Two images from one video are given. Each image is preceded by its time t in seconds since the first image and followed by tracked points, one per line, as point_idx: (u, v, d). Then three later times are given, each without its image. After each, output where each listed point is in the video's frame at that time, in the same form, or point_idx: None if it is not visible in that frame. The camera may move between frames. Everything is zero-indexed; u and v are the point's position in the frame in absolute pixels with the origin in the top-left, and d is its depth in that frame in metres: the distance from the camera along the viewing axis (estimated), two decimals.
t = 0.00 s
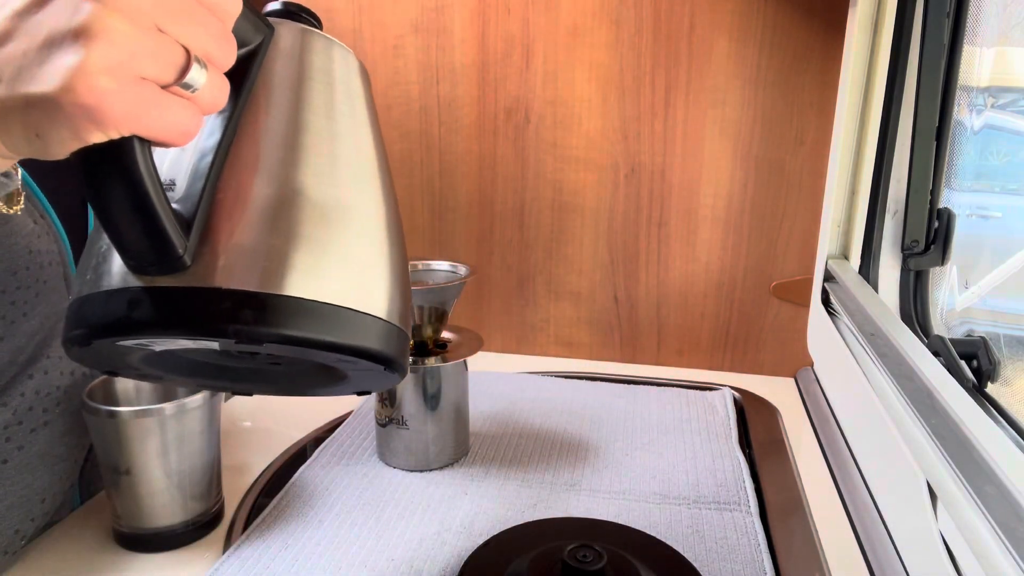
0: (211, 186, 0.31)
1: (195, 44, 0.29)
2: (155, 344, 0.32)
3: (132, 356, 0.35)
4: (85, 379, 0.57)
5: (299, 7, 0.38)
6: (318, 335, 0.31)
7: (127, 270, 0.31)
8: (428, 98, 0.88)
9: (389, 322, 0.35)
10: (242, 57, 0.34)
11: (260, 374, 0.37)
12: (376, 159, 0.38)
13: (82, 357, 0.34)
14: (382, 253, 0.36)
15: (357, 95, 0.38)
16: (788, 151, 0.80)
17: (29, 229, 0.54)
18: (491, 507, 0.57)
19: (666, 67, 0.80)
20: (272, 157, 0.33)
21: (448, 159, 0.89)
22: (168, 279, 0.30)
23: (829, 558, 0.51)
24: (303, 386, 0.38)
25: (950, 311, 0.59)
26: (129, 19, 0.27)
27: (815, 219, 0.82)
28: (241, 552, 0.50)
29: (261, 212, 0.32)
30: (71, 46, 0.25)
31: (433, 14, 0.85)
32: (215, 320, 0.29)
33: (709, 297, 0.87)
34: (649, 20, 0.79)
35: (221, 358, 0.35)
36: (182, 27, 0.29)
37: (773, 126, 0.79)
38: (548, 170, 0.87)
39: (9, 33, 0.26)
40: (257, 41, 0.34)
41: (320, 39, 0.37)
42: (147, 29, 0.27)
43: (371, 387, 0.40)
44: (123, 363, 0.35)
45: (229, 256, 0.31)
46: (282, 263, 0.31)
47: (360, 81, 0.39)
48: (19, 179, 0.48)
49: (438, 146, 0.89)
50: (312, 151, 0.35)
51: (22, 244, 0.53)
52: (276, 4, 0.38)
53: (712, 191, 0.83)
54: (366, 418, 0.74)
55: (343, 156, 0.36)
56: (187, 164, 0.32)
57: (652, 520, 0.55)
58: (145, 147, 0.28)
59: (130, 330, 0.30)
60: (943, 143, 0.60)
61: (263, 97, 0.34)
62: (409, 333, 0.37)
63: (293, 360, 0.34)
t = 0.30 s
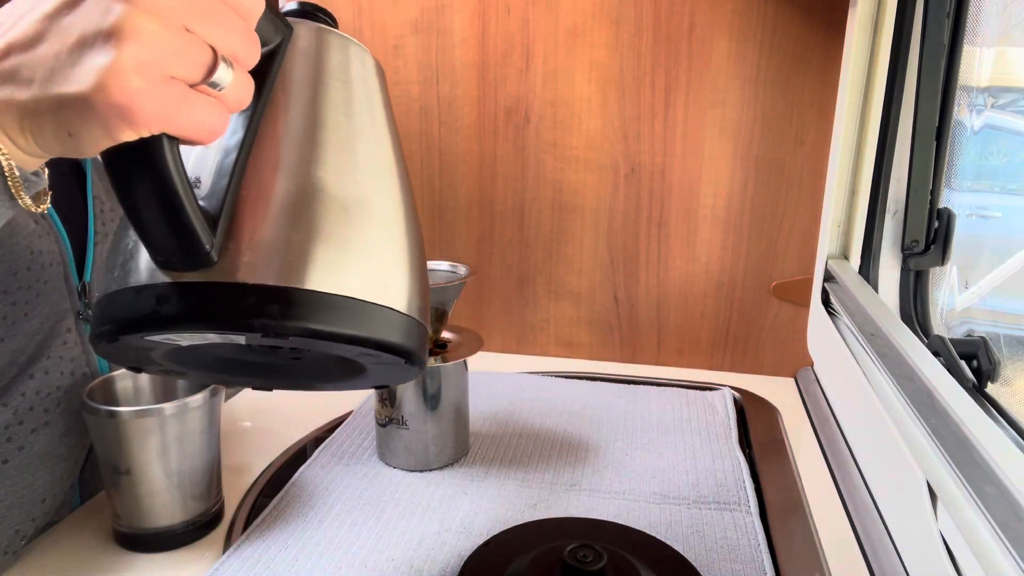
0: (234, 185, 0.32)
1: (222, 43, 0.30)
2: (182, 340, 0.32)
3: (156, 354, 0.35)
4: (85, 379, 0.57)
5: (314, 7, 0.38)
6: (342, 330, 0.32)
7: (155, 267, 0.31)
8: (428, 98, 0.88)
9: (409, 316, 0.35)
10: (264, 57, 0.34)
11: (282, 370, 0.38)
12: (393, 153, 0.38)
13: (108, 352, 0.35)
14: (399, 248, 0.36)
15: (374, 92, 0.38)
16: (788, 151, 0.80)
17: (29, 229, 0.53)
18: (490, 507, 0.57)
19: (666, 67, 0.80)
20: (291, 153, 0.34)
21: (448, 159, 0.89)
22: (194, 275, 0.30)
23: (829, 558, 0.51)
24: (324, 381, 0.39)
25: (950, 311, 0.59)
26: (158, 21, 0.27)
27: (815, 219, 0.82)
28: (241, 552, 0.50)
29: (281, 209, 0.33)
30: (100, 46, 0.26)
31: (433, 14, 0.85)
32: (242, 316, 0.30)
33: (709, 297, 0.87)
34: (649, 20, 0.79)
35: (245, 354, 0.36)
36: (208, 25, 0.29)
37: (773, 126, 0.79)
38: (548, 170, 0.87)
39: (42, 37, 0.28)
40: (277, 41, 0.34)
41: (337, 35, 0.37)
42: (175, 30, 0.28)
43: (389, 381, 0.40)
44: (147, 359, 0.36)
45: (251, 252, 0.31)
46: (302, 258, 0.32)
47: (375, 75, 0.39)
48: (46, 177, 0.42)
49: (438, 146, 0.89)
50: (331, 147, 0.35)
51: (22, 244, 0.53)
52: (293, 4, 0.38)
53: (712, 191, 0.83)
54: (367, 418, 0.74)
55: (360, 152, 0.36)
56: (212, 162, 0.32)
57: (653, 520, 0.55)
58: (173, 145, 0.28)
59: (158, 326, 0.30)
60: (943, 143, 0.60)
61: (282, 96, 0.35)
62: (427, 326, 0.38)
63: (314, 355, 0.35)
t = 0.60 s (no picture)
0: (259, 180, 0.33)
1: (249, 37, 0.31)
2: (208, 332, 0.32)
3: (182, 350, 0.35)
4: (86, 379, 0.57)
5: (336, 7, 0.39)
6: (367, 322, 0.32)
7: (181, 260, 0.32)
8: (428, 98, 0.88)
9: (433, 309, 0.35)
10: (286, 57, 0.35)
11: (304, 364, 0.38)
12: (412, 153, 0.38)
13: (134, 348, 0.35)
14: (420, 243, 0.36)
15: (394, 90, 0.39)
16: (788, 151, 0.80)
17: (27, 229, 0.54)
18: (490, 507, 0.57)
19: (666, 67, 0.80)
20: (313, 147, 0.34)
21: (448, 159, 0.89)
22: (222, 267, 0.31)
23: (829, 558, 0.51)
24: (346, 377, 0.39)
25: (949, 311, 0.59)
26: (188, 14, 0.29)
27: (815, 219, 0.82)
28: (241, 552, 0.50)
29: (305, 202, 0.33)
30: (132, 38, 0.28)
31: (433, 14, 0.85)
32: (269, 307, 0.30)
33: (709, 297, 0.87)
34: (649, 20, 0.79)
35: (268, 349, 0.36)
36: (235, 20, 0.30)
37: (773, 126, 0.79)
38: (548, 170, 0.87)
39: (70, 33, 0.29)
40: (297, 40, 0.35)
41: (357, 35, 0.38)
42: (204, 23, 0.29)
43: (411, 377, 0.40)
44: (171, 356, 0.36)
45: (277, 244, 0.32)
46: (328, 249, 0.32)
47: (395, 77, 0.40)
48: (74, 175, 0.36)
49: (438, 146, 0.89)
50: (352, 142, 0.35)
51: (23, 244, 0.54)
52: (314, 5, 0.39)
53: (712, 191, 0.83)
54: (367, 418, 0.74)
55: (381, 148, 0.36)
56: (237, 156, 0.33)
57: (653, 520, 0.55)
58: (202, 138, 0.30)
59: (185, 318, 0.31)
60: (943, 143, 0.60)
61: (304, 92, 0.35)
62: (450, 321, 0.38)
63: (338, 347, 0.35)
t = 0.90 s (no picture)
0: (264, 181, 0.33)
1: (251, 35, 0.31)
2: (213, 335, 0.33)
3: (188, 354, 0.36)
4: (85, 379, 0.57)
5: (346, 11, 0.39)
6: (373, 325, 0.32)
7: (187, 262, 0.32)
8: (428, 98, 0.88)
9: (441, 314, 0.35)
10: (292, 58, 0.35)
11: (311, 368, 0.38)
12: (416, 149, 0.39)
13: (140, 352, 0.35)
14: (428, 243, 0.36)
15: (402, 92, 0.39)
16: (788, 151, 0.80)
17: (27, 229, 0.54)
18: (490, 507, 0.57)
19: (666, 67, 0.80)
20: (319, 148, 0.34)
21: (448, 159, 0.89)
22: (226, 269, 0.31)
23: (829, 558, 0.50)
24: (355, 382, 0.39)
25: (950, 311, 0.59)
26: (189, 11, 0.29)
27: (815, 219, 0.82)
28: (241, 552, 0.50)
29: (314, 203, 0.33)
30: (132, 35, 0.28)
31: (432, 14, 0.85)
32: (272, 309, 0.30)
33: (709, 297, 0.87)
34: (649, 20, 0.79)
35: (274, 352, 0.36)
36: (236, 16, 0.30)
37: (773, 126, 0.79)
38: (548, 170, 0.87)
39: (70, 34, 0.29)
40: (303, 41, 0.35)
41: (366, 38, 0.39)
42: (205, 20, 0.29)
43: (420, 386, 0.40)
44: (178, 360, 0.37)
45: (284, 247, 0.32)
46: (339, 252, 0.32)
47: (406, 79, 0.40)
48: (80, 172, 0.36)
49: (438, 146, 0.89)
50: (360, 142, 0.35)
51: (24, 244, 0.54)
52: (325, 9, 0.39)
53: (712, 191, 0.83)
54: (367, 418, 0.74)
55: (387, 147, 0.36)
56: (243, 157, 0.34)
57: (653, 520, 0.55)
58: (204, 137, 0.30)
59: (189, 320, 0.31)
60: (943, 144, 0.60)
61: (312, 94, 0.36)
62: (459, 325, 0.38)
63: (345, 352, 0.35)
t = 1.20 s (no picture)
0: (224, 169, 0.31)
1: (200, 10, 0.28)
2: (170, 336, 0.31)
3: (152, 356, 0.34)
4: (85, 379, 0.57)
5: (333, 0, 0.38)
6: (337, 325, 0.30)
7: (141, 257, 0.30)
8: (428, 98, 0.88)
9: (418, 316, 0.33)
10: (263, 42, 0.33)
11: (286, 373, 0.36)
12: (408, 140, 0.38)
13: (103, 354, 0.34)
14: (414, 239, 0.35)
15: (391, 86, 0.38)
16: (788, 151, 0.80)
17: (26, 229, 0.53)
18: (490, 507, 0.57)
19: (666, 67, 0.80)
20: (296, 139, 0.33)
21: (448, 160, 0.89)
22: (181, 264, 0.29)
23: (829, 558, 0.51)
24: (334, 386, 0.37)
25: (949, 311, 0.59)
26: None
27: (815, 219, 0.82)
28: (242, 552, 0.50)
29: (286, 199, 0.31)
30: (62, 6, 0.25)
31: (433, 14, 0.85)
32: (227, 306, 0.28)
33: (709, 297, 0.87)
34: (649, 20, 0.79)
35: (244, 356, 0.34)
36: None
37: (773, 126, 0.79)
38: (548, 170, 0.87)
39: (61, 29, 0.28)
40: (278, 26, 0.33)
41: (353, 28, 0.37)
42: None
43: (405, 392, 0.38)
44: (144, 362, 0.35)
45: (256, 241, 0.30)
46: (313, 248, 0.31)
47: (395, 73, 0.39)
48: (33, 158, 0.43)
49: (438, 146, 0.89)
50: (342, 140, 0.34)
51: (22, 245, 0.52)
52: None
53: (712, 191, 0.83)
54: (367, 418, 0.74)
55: (373, 140, 0.35)
56: (200, 144, 0.31)
57: (653, 520, 0.55)
58: (150, 120, 0.28)
59: (140, 318, 0.29)
60: (943, 144, 0.60)
61: (291, 87, 0.34)
62: (441, 329, 0.35)
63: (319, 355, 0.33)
